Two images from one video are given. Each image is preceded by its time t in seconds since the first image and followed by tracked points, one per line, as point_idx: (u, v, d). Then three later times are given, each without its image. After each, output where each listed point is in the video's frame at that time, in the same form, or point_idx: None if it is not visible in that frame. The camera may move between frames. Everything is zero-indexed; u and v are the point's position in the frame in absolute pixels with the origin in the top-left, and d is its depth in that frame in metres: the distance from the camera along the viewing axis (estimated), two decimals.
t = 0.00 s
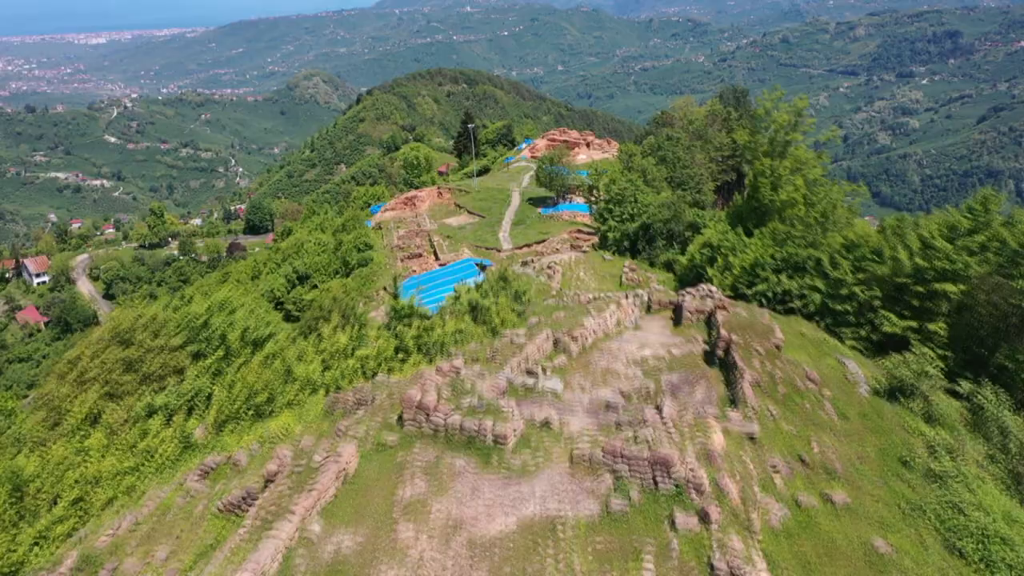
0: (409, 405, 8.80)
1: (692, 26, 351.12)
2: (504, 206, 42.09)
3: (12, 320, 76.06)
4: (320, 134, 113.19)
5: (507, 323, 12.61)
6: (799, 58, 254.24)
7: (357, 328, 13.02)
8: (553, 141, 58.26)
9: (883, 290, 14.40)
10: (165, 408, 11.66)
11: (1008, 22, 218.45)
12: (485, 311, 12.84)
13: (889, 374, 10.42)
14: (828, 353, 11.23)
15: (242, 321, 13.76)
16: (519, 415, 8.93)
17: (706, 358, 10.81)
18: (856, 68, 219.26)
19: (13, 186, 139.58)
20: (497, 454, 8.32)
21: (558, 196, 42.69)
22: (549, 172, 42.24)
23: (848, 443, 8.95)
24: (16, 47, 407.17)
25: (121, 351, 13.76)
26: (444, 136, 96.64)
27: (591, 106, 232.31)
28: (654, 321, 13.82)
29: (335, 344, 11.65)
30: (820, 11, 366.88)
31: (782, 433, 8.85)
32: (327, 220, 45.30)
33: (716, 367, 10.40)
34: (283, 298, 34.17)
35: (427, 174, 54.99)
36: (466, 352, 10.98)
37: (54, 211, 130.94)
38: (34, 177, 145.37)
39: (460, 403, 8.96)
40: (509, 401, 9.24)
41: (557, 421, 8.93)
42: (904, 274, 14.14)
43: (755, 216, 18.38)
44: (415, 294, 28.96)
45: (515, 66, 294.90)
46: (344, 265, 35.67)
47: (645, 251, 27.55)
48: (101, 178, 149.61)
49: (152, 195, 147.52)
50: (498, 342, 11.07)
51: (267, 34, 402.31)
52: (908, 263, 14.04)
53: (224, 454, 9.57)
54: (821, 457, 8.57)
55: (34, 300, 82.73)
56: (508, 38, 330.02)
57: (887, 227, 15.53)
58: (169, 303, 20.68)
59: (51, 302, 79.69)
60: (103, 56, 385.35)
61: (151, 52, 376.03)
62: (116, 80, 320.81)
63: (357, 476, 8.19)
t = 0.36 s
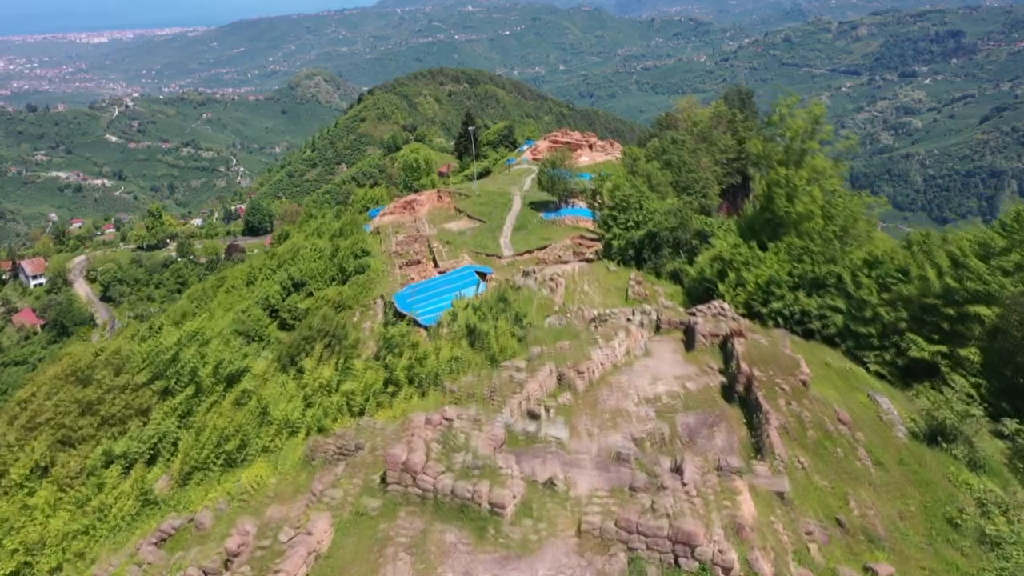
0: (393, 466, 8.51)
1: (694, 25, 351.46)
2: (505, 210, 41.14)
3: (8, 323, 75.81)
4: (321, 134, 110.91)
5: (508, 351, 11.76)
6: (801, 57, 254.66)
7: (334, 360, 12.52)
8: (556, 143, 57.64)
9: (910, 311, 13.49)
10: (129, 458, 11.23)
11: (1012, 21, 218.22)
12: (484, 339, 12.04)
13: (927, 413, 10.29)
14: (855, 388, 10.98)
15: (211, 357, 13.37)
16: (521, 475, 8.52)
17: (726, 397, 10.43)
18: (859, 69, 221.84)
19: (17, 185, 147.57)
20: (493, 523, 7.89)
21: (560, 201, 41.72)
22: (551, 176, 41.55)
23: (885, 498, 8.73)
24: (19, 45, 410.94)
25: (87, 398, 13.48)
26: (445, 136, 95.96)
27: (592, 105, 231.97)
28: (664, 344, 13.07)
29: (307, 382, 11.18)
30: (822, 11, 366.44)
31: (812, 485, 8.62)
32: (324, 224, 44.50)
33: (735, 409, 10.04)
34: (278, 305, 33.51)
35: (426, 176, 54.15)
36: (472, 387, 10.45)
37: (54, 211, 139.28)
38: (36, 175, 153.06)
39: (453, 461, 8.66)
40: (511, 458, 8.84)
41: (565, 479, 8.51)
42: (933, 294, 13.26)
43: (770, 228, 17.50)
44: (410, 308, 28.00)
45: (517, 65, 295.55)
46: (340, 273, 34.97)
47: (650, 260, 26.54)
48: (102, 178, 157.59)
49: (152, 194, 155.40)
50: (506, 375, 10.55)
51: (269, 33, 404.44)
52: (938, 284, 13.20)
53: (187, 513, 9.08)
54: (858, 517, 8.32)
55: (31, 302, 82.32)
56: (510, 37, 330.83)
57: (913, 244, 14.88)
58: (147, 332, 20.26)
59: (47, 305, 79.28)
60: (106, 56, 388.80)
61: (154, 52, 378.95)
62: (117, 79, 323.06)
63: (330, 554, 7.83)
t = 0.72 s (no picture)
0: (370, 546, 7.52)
1: (696, 25, 352.25)
2: (506, 216, 40.23)
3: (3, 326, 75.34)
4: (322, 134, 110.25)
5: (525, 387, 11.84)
6: (803, 58, 255.39)
7: (311, 408, 11.71)
8: (557, 145, 56.90)
9: (941, 337, 12.58)
10: (74, 521, 9.46)
11: (1015, 23, 218.85)
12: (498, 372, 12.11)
13: (976, 468, 9.66)
14: (893, 432, 10.82)
15: (177, 401, 11.52)
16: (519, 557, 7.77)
17: (750, 445, 10.54)
18: (861, 68, 225.14)
19: (18, 184, 148.36)
20: None
21: (562, 206, 40.81)
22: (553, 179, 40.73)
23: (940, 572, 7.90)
24: (21, 44, 411.62)
25: (17, 429, 11.53)
26: (447, 136, 95.36)
27: (593, 105, 231.66)
28: (677, 375, 12.83)
29: (280, 457, 9.59)
30: (824, 10, 366.98)
31: (858, 560, 7.84)
32: (321, 229, 43.70)
33: (763, 458, 10.17)
34: (272, 314, 33.02)
35: (426, 179, 53.24)
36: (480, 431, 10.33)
37: (54, 210, 140.09)
38: (37, 174, 153.65)
39: (440, 541, 7.82)
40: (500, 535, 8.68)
41: (572, 561, 7.87)
42: (968, 319, 12.24)
43: (787, 241, 16.61)
44: (409, 322, 26.97)
45: (519, 65, 296.17)
46: (337, 280, 34.27)
47: (657, 271, 25.57)
48: (103, 177, 158.34)
49: (155, 194, 156.51)
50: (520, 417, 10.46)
51: (270, 32, 405.38)
52: (973, 307, 12.17)
53: None
54: None
55: (28, 304, 81.75)
56: (512, 37, 331.29)
57: (943, 263, 14.06)
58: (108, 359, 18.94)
59: (44, 307, 78.73)
60: (107, 55, 389.45)
61: (155, 52, 379.61)
62: (119, 78, 323.77)
63: None
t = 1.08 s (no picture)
0: None
1: (699, 24, 352.38)
2: (507, 221, 39.22)
3: None
4: (323, 134, 109.55)
5: (535, 432, 11.12)
6: (806, 57, 255.59)
7: (291, 459, 10.65)
8: (559, 147, 56.05)
9: (983, 369, 11.49)
10: None
11: (1018, 22, 219.04)
12: (504, 417, 11.36)
13: None
14: (939, 486, 9.96)
15: (134, 456, 10.53)
16: None
17: (781, 505, 9.75)
18: (863, 68, 224.95)
19: (19, 183, 147.82)
20: None
21: (565, 211, 39.83)
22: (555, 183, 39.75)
23: None
24: (23, 45, 411.79)
25: None
26: (448, 136, 94.66)
27: (595, 104, 231.27)
28: (693, 411, 12.16)
29: (243, 523, 8.97)
30: (826, 10, 366.98)
31: None
32: (318, 233, 42.68)
33: (797, 524, 9.29)
34: (266, 324, 32.19)
35: (426, 182, 52.34)
36: (485, 494, 9.45)
37: (55, 210, 139.78)
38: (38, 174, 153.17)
39: None
40: None
41: None
42: (1010, 351, 11.24)
43: (806, 259, 15.64)
44: (405, 333, 26.17)
45: (521, 64, 296.21)
46: (333, 288, 33.29)
47: (663, 282, 24.57)
48: (104, 176, 157.80)
49: (156, 194, 156.12)
50: (520, 481, 9.50)
51: (272, 32, 406.19)
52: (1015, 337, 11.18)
53: None
54: None
55: (24, 307, 80.83)
56: (514, 36, 331.53)
57: (977, 287, 13.11)
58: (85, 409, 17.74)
59: (40, 310, 77.84)
60: (109, 54, 389.51)
61: (157, 51, 379.68)
62: (121, 78, 323.81)
63: None
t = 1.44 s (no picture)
0: None
1: (700, 24, 352.02)
2: (508, 226, 38.40)
3: None
4: (323, 134, 108.76)
5: (542, 480, 10.23)
6: (808, 57, 255.38)
7: (265, 518, 9.42)
8: (561, 150, 55.23)
9: None
10: None
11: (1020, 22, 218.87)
12: (507, 460, 10.50)
13: None
14: (991, 548, 9.05)
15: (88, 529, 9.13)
16: None
17: (816, 572, 8.89)
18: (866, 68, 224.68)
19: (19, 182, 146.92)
20: None
21: (568, 215, 38.97)
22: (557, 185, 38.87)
23: None
24: (24, 44, 411.31)
25: None
26: (450, 137, 93.95)
27: (596, 104, 230.62)
28: (712, 453, 11.33)
29: None
30: (828, 9, 367.07)
31: None
32: (315, 238, 41.74)
33: None
34: (260, 333, 31.29)
35: (425, 185, 51.45)
36: (484, 566, 8.55)
37: (55, 209, 139.01)
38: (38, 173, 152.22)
39: None
40: None
41: None
42: None
43: (826, 277, 14.75)
44: (401, 343, 25.45)
45: (523, 63, 295.84)
46: (329, 295, 32.41)
47: (670, 292, 23.78)
48: (104, 176, 156.85)
49: (156, 193, 155.27)
50: (524, 553, 8.60)
51: (274, 31, 406.03)
52: None
53: None
54: None
55: (20, 310, 79.90)
56: (515, 35, 330.94)
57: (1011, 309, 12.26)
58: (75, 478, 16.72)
59: (37, 312, 76.87)
60: (111, 54, 389.07)
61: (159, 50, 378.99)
62: (122, 77, 323.37)
63: None
